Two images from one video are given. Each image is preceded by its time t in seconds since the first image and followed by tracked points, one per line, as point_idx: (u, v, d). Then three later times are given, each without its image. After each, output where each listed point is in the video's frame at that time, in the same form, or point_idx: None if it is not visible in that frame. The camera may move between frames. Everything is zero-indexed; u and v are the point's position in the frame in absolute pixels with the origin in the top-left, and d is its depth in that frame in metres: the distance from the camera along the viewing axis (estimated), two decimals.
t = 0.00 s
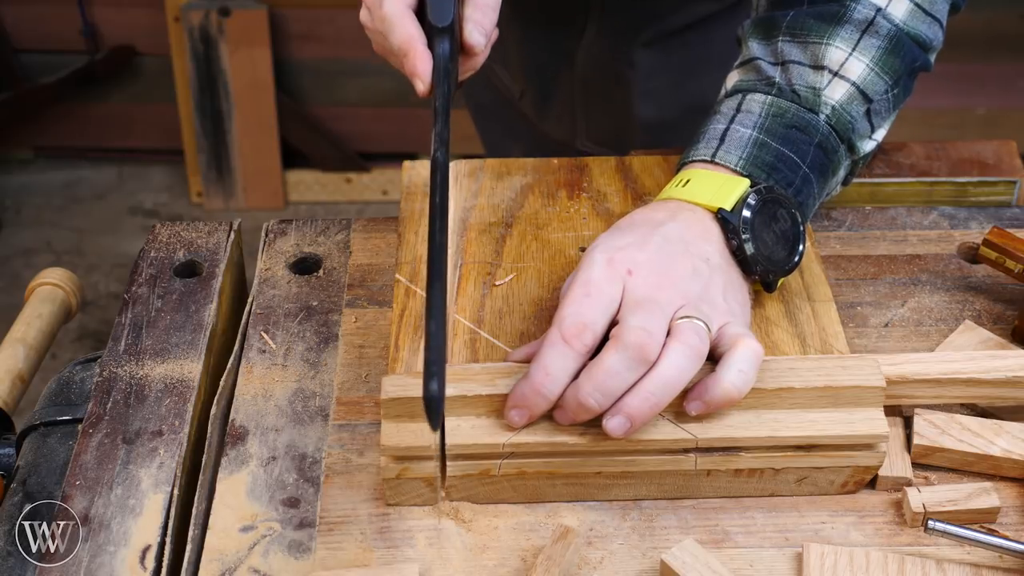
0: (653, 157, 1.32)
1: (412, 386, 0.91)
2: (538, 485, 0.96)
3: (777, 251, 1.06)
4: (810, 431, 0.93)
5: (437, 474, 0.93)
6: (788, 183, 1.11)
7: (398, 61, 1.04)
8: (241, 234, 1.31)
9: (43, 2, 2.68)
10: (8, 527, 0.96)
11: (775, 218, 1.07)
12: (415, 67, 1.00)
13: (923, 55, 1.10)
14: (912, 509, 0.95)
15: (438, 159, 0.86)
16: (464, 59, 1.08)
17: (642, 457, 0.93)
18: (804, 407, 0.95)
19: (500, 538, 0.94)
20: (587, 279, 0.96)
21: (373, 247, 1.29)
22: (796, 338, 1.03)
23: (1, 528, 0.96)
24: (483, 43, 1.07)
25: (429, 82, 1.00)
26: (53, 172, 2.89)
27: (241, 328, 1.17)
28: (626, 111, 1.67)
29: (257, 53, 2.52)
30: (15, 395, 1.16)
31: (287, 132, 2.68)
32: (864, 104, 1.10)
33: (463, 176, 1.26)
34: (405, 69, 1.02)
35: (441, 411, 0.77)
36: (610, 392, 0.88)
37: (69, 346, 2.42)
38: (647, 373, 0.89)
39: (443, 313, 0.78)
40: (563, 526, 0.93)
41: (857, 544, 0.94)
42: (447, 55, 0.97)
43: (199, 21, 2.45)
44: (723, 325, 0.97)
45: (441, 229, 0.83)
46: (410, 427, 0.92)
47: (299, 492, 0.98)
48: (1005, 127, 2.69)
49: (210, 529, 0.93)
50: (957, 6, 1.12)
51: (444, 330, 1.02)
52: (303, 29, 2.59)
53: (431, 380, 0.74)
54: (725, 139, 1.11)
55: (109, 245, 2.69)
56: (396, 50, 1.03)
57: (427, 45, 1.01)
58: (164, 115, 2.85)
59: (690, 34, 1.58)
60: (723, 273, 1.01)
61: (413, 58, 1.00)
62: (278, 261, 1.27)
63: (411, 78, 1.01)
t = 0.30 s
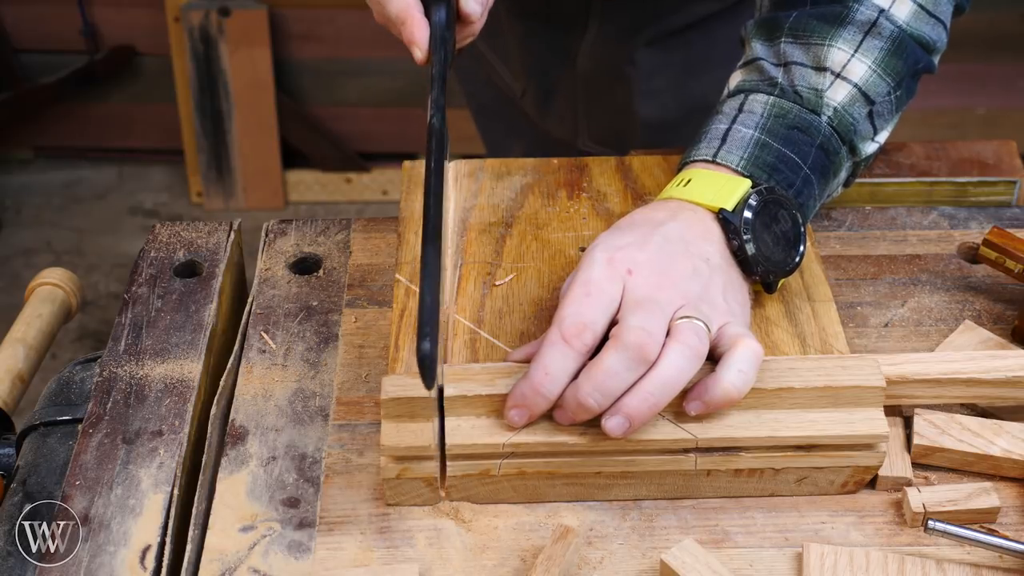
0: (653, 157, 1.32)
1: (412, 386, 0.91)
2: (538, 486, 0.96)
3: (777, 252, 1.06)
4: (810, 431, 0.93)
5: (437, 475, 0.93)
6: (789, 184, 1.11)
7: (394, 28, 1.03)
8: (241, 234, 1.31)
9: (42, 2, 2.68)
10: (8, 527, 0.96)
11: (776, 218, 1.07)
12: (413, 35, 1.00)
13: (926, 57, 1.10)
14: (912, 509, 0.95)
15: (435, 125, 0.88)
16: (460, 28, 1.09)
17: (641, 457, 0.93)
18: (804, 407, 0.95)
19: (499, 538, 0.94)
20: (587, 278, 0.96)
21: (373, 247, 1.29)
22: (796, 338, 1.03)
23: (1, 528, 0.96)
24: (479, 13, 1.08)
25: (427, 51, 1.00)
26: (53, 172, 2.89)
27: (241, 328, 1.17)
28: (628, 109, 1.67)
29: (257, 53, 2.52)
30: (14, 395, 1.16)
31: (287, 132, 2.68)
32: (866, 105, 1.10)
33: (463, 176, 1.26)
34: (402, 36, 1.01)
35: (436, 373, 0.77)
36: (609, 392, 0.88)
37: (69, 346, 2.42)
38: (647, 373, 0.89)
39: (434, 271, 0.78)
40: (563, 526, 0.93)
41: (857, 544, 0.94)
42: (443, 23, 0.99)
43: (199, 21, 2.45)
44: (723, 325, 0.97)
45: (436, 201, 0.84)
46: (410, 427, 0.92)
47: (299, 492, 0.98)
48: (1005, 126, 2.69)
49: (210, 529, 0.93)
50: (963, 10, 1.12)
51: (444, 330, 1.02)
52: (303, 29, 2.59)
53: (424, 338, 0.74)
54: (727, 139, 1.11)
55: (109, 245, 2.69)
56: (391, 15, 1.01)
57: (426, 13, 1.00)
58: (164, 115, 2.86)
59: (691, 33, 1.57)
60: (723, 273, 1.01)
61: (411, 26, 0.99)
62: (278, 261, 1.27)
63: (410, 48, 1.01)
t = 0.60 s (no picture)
0: (653, 157, 1.32)
1: (412, 386, 0.91)
2: (538, 485, 0.96)
3: (776, 251, 1.06)
4: (810, 431, 0.93)
5: (437, 474, 0.93)
6: (787, 183, 1.11)
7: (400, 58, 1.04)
8: (241, 235, 1.31)
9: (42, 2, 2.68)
10: (8, 527, 0.96)
11: (774, 217, 1.07)
12: (418, 66, 1.00)
13: (923, 55, 1.10)
14: (912, 509, 0.95)
15: (439, 155, 0.86)
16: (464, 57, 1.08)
17: (642, 456, 0.93)
18: (804, 407, 0.95)
19: (500, 538, 0.94)
20: (587, 278, 0.96)
21: (373, 247, 1.29)
22: (796, 338, 1.03)
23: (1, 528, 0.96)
24: (484, 45, 1.07)
25: (430, 82, 1.00)
26: (53, 172, 2.89)
27: (241, 328, 1.17)
28: (628, 107, 1.67)
29: (257, 53, 2.52)
30: (15, 395, 1.16)
31: (287, 132, 2.68)
32: (864, 103, 1.10)
33: (463, 176, 1.26)
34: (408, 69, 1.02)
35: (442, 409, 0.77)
36: (609, 392, 0.88)
37: (69, 346, 2.42)
38: (646, 373, 0.89)
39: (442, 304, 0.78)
40: (563, 526, 0.93)
41: (857, 544, 0.94)
42: (448, 51, 0.96)
43: (199, 21, 2.45)
44: (723, 325, 0.97)
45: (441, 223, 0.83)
46: (410, 427, 0.91)
47: (299, 492, 0.98)
48: (1005, 126, 2.69)
49: (210, 529, 0.93)
50: (957, 7, 1.12)
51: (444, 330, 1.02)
52: (303, 29, 2.59)
53: (430, 378, 0.74)
54: (725, 139, 1.11)
55: (109, 245, 2.69)
56: (398, 50, 1.03)
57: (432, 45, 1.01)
58: (164, 115, 2.85)
59: (692, 31, 1.58)
60: (723, 272, 1.01)
61: (416, 57, 1.00)
62: (278, 261, 1.27)
63: (413, 79, 1.01)
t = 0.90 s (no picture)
0: (653, 157, 1.32)
1: (412, 387, 0.91)
2: (538, 486, 0.96)
3: (774, 249, 1.06)
4: (810, 431, 0.93)
5: (437, 475, 0.93)
6: (786, 182, 1.11)
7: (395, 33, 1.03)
8: (241, 234, 1.30)
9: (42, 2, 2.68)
10: (8, 527, 0.96)
11: (773, 216, 1.07)
12: (414, 41, 1.00)
13: (921, 49, 1.10)
14: (912, 509, 0.95)
15: (435, 126, 0.89)
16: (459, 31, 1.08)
17: (642, 457, 0.93)
18: (804, 407, 0.95)
19: (500, 538, 0.94)
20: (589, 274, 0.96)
21: (373, 247, 1.29)
22: (796, 338, 1.03)
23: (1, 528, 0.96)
24: (480, 18, 1.07)
25: (427, 56, 1.00)
26: (54, 172, 2.89)
27: (241, 328, 1.17)
28: (628, 103, 1.67)
29: (257, 53, 2.52)
30: (15, 395, 1.16)
31: (287, 132, 2.68)
32: (862, 100, 1.10)
33: (462, 176, 1.26)
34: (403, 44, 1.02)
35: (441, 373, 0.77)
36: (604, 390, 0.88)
37: (69, 346, 2.42)
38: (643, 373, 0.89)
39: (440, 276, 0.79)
40: (563, 526, 0.93)
41: (857, 544, 0.94)
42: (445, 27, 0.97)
43: (198, 21, 2.45)
44: (725, 326, 0.96)
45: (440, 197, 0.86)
46: (410, 427, 0.91)
47: (299, 492, 0.98)
48: (1005, 126, 2.69)
49: (210, 529, 0.93)
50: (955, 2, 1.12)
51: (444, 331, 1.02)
52: (303, 29, 2.59)
53: (431, 339, 0.74)
54: (723, 139, 1.11)
55: (109, 245, 2.69)
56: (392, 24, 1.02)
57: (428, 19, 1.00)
58: (164, 115, 2.85)
59: (692, 27, 1.57)
60: (724, 274, 1.01)
61: (412, 31, 1.00)
62: (278, 261, 1.27)
63: (411, 52, 1.00)
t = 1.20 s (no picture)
0: (653, 157, 1.32)
1: (412, 387, 0.91)
2: (538, 486, 0.96)
3: (772, 256, 1.05)
4: (810, 431, 0.93)
5: (437, 475, 0.93)
6: (787, 185, 1.10)
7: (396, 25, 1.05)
8: (241, 234, 1.30)
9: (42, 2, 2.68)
10: (8, 527, 0.96)
11: (773, 221, 1.06)
12: (413, 31, 1.01)
13: (933, 45, 1.09)
14: (912, 509, 0.95)
15: (435, 117, 0.89)
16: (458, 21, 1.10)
17: (641, 456, 0.93)
18: (804, 407, 0.95)
19: (500, 538, 0.94)
20: (564, 246, 0.96)
21: (373, 247, 1.29)
22: (796, 338, 1.03)
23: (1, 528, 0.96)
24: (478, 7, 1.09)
25: (425, 45, 1.00)
26: (54, 172, 2.89)
27: (241, 328, 1.17)
28: (625, 103, 1.67)
29: (257, 53, 2.52)
30: (14, 395, 1.16)
31: (287, 132, 2.68)
32: (868, 101, 1.09)
33: (463, 176, 1.26)
34: (404, 34, 1.03)
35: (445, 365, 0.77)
36: (559, 385, 0.88)
37: (69, 346, 2.42)
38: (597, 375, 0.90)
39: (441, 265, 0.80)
40: (563, 526, 0.93)
41: (857, 544, 0.94)
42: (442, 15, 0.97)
43: (199, 21, 2.45)
44: (697, 324, 0.95)
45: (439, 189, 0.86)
46: (410, 427, 0.91)
47: (299, 492, 0.98)
48: (1005, 126, 2.69)
49: (210, 529, 0.93)
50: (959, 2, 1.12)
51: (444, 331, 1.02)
52: (304, 29, 2.59)
53: (432, 334, 0.74)
54: (725, 142, 1.11)
55: (109, 245, 2.69)
56: (394, 15, 1.04)
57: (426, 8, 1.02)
58: (164, 115, 2.86)
59: (688, 26, 1.57)
60: (712, 269, 1.00)
61: (411, 22, 1.01)
62: (278, 261, 1.27)
63: (411, 43, 1.02)
